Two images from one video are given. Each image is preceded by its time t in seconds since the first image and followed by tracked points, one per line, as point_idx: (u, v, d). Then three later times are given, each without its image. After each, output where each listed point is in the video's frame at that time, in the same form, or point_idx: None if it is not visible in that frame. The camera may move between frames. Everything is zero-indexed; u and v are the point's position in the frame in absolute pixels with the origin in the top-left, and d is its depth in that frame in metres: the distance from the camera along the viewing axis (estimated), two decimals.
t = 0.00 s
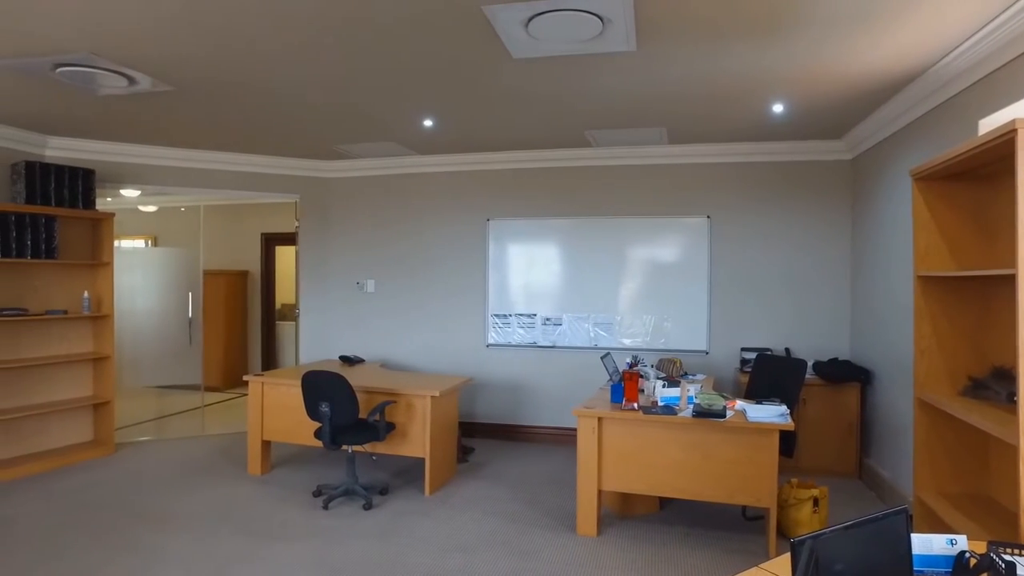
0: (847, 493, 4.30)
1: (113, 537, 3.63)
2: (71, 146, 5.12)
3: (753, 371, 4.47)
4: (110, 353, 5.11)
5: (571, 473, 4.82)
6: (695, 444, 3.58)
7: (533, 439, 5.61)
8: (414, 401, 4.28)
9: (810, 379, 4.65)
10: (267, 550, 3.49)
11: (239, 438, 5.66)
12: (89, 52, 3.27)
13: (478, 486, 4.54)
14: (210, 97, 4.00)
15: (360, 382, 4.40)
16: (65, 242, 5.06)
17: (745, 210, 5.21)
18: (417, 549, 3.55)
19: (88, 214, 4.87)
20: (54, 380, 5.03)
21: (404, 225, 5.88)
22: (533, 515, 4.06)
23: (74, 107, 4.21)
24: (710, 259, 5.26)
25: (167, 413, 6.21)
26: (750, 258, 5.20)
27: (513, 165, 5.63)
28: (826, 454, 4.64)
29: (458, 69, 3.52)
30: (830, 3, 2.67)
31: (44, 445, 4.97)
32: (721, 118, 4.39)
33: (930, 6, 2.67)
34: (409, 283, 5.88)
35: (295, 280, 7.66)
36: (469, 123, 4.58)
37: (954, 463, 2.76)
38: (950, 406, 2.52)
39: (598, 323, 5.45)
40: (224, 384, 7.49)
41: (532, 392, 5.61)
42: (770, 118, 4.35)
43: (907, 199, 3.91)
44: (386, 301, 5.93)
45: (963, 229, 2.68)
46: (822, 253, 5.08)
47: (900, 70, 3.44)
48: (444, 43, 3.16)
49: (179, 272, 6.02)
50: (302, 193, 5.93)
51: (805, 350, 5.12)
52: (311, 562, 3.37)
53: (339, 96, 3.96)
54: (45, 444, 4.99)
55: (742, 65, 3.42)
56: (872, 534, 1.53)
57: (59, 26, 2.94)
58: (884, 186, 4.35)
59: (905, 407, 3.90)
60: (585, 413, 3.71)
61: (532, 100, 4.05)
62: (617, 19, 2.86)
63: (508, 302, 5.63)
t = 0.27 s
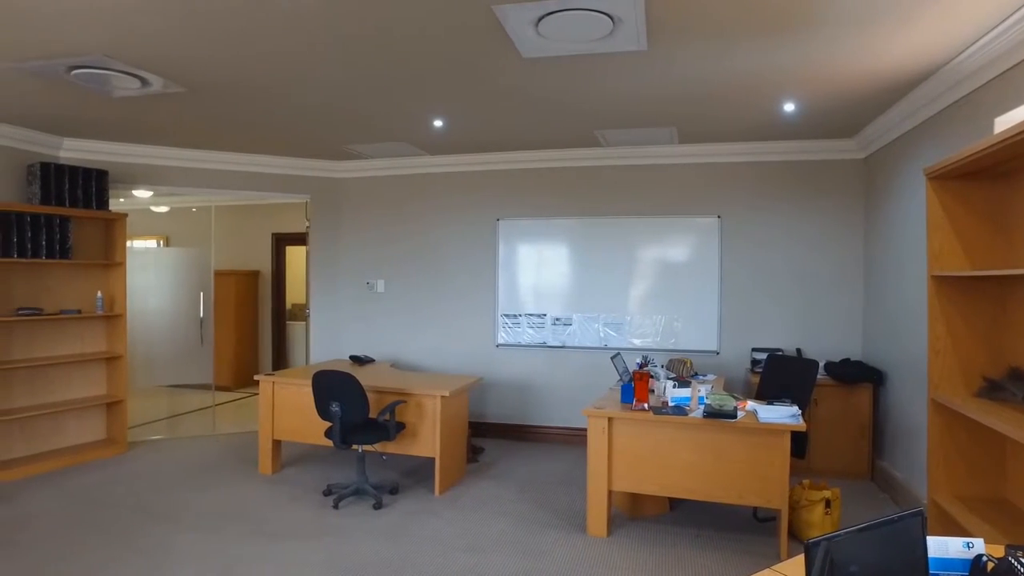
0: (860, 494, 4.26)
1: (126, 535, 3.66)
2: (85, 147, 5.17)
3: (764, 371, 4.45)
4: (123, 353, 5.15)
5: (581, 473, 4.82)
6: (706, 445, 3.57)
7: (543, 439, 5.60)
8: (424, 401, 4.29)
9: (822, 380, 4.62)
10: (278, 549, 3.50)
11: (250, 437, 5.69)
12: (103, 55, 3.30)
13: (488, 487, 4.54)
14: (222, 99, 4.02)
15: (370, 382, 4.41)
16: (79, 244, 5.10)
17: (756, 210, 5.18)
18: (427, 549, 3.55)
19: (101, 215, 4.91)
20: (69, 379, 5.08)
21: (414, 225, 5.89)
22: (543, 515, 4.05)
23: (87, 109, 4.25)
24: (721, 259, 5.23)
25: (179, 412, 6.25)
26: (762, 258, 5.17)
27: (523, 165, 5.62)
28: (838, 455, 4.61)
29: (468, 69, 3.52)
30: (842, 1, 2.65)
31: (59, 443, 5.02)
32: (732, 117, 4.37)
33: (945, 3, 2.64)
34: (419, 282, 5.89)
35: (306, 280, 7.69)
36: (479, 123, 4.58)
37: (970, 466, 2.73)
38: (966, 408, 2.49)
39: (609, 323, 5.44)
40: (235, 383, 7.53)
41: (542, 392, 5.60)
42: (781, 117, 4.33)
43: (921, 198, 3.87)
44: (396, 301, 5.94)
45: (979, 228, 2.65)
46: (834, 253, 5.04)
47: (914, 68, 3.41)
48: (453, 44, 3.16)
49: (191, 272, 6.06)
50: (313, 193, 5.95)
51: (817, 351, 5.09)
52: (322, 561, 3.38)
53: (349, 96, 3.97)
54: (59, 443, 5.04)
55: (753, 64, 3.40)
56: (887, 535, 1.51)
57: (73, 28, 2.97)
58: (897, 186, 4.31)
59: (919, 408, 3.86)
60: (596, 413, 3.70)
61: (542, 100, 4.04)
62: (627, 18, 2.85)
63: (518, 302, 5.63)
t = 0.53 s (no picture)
0: (873, 496, 4.23)
1: (140, 533, 3.69)
2: (99, 149, 5.21)
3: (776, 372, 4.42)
4: (137, 352, 5.19)
5: (592, 474, 4.81)
6: (718, 445, 3.55)
7: (553, 439, 5.60)
8: (435, 401, 4.30)
9: (835, 381, 4.59)
10: (290, 548, 3.52)
11: (262, 436, 5.72)
12: (117, 56, 3.33)
13: (498, 487, 4.54)
14: (234, 100, 4.05)
15: (381, 382, 4.42)
16: (94, 243, 5.14)
17: (768, 210, 5.15)
18: (439, 549, 3.56)
19: (115, 215, 4.96)
20: (83, 377, 5.13)
21: (424, 225, 5.91)
22: (554, 516, 4.05)
23: (101, 111, 4.29)
24: (732, 259, 5.21)
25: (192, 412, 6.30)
26: (774, 258, 5.14)
27: (534, 165, 5.62)
28: (850, 457, 4.57)
29: (479, 69, 3.52)
30: None
31: (74, 442, 5.07)
32: (744, 117, 4.35)
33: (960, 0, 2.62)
34: (429, 283, 5.90)
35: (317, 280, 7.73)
36: (489, 123, 4.58)
37: (986, 468, 2.71)
38: (981, 410, 2.47)
39: (619, 324, 5.42)
40: (247, 382, 7.57)
41: (552, 392, 5.60)
42: (794, 116, 4.30)
43: (935, 198, 3.84)
44: (407, 301, 5.96)
45: (996, 228, 2.62)
46: (847, 253, 5.01)
47: (928, 67, 3.38)
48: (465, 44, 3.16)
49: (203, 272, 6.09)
50: (324, 194, 5.98)
51: (829, 352, 5.05)
52: (334, 560, 3.39)
53: (360, 97, 3.99)
54: (74, 441, 5.08)
55: (766, 63, 3.39)
56: (902, 539, 1.50)
57: (88, 30, 3.00)
58: (911, 185, 4.27)
59: (934, 410, 3.83)
60: (607, 414, 3.69)
61: (552, 100, 4.04)
62: (639, 18, 2.84)
63: (528, 302, 5.63)
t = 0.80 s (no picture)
0: (885, 499, 4.20)
1: (153, 531, 3.72)
2: (113, 150, 5.26)
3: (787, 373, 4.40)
4: (150, 351, 5.23)
5: (602, 474, 4.80)
6: (729, 447, 3.54)
7: (562, 440, 5.59)
8: (445, 401, 4.30)
9: (847, 382, 4.56)
10: (301, 547, 3.54)
11: (272, 435, 5.75)
12: (131, 59, 3.36)
13: (508, 487, 4.54)
14: (246, 101, 4.07)
15: (391, 382, 4.43)
16: (107, 243, 5.19)
17: (780, 210, 5.12)
18: (449, 549, 3.56)
19: (129, 216, 5.00)
20: (97, 377, 5.17)
21: (434, 226, 5.92)
22: (564, 516, 4.04)
23: (115, 113, 4.33)
24: (743, 260, 5.19)
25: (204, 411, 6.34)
26: (785, 258, 5.11)
27: (543, 165, 5.62)
28: (862, 458, 4.54)
29: (488, 69, 3.52)
30: None
31: (87, 440, 5.12)
32: (755, 116, 4.33)
33: None
34: (439, 283, 5.91)
35: (327, 280, 7.76)
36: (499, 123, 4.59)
37: (1001, 471, 2.68)
38: (996, 411, 2.45)
39: (629, 324, 5.41)
40: (258, 382, 7.62)
41: (562, 392, 5.59)
42: (805, 115, 4.28)
43: (949, 197, 3.80)
44: (417, 301, 5.97)
45: (1011, 228, 2.59)
46: (859, 253, 4.97)
47: (942, 65, 3.35)
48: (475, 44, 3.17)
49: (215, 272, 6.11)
50: (335, 194, 6.00)
51: (841, 352, 5.02)
52: (344, 559, 3.40)
53: (371, 97, 4.00)
54: (88, 440, 5.13)
55: (778, 62, 3.37)
56: (917, 542, 1.49)
57: (103, 33, 3.03)
58: (924, 185, 4.24)
59: (948, 411, 3.79)
60: (617, 414, 3.68)
61: (562, 100, 4.03)
62: (649, 17, 2.83)
63: (538, 302, 5.63)
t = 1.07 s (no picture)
0: (898, 501, 4.16)
1: (166, 529, 3.75)
2: (126, 151, 5.30)
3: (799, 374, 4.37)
4: (162, 351, 5.27)
5: (611, 475, 4.79)
6: (740, 448, 3.52)
7: (572, 440, 5.58)
8: (455, 401, 4.31)
9: (858, 383, 4.53)
10: (312, 546, 3.55)
11: (283, 435, 5.77)
12: (145, 61, 3.38)
13: (518, 487, 4.54)
14: (258, 102, 4.09)
15: (401, 382, 4.44)
16: (121, 244, 5.23)
17: (791, 210, 5.09)
18: (459, 549, 3.57)
19: (142, 216, 5.04)
20: (111, 376, 5.22)
21: (444, 226, 5.93)
22: (574, 517, 4.04)
23: (128, 114, 4.36)
24: (754, 260, 5.16)
25: (215, 410, 6.38)
26: (796, 258, 5.09)
27: (553, 165, 5.62)
28: (874, 459, 4.51)
29: (498, 70, 3.52)
30: None
31: (101, 439, 5.16)
32: (766, 116, 4.31)
33: None
34: (449, 283, 5.92)
35: (337, 280, 7.79)
36: (509, 123, 4.59)
37: (1017, 473, 2.65)
38: (1012, 413, 2.42)
39: (639, 325, 5.40)
40: (269, 382, 7.65)
41: (572, 392, 5.59)
42: (817, 115, 4.25)
43: (963, 197, 3.77)
44: (427, 301, 5.98)
45: None
46: (872, 254, 4.94)
47: (956, 64, 3.32)
48: (485, 45, 3.17)
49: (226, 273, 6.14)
50: (345, 194, 6.02)
51: (853, 353, 4.98)
52: (356, 558, 3.41)
53: (381, 98, 4.01)
54: (101, 439, 5.17)
55: (790, 61, 3.35)
56: (932, 545, 1.47)
57: (116, 35, 3.06)
58: (938, 184, 4.20)
59: (962, 413, 3.76)
60: (628, 415, 3.67)
61: (572, 100, 4.03)
62: (660, 17, 2.83)
63: (547, 302, 5.62)
